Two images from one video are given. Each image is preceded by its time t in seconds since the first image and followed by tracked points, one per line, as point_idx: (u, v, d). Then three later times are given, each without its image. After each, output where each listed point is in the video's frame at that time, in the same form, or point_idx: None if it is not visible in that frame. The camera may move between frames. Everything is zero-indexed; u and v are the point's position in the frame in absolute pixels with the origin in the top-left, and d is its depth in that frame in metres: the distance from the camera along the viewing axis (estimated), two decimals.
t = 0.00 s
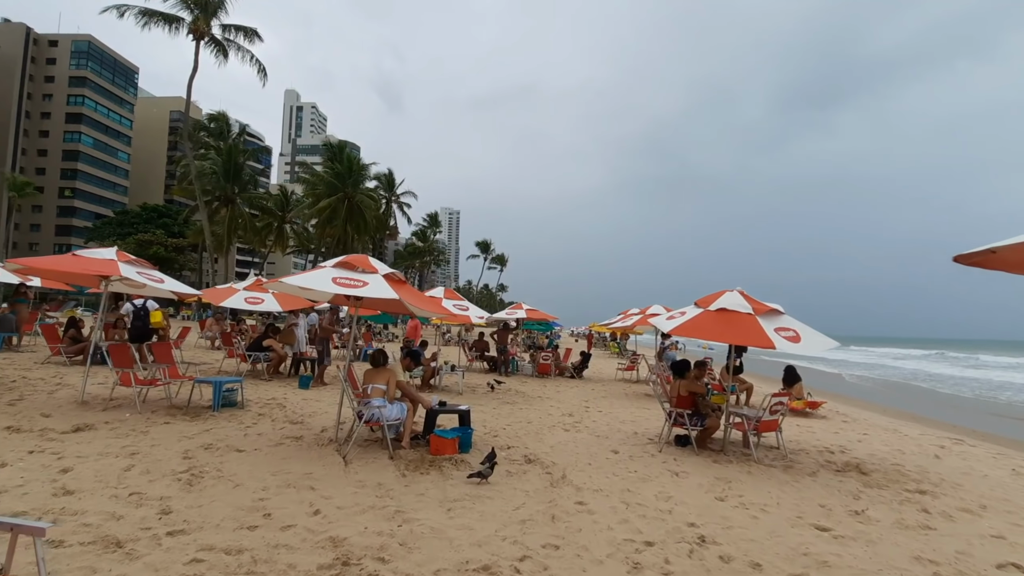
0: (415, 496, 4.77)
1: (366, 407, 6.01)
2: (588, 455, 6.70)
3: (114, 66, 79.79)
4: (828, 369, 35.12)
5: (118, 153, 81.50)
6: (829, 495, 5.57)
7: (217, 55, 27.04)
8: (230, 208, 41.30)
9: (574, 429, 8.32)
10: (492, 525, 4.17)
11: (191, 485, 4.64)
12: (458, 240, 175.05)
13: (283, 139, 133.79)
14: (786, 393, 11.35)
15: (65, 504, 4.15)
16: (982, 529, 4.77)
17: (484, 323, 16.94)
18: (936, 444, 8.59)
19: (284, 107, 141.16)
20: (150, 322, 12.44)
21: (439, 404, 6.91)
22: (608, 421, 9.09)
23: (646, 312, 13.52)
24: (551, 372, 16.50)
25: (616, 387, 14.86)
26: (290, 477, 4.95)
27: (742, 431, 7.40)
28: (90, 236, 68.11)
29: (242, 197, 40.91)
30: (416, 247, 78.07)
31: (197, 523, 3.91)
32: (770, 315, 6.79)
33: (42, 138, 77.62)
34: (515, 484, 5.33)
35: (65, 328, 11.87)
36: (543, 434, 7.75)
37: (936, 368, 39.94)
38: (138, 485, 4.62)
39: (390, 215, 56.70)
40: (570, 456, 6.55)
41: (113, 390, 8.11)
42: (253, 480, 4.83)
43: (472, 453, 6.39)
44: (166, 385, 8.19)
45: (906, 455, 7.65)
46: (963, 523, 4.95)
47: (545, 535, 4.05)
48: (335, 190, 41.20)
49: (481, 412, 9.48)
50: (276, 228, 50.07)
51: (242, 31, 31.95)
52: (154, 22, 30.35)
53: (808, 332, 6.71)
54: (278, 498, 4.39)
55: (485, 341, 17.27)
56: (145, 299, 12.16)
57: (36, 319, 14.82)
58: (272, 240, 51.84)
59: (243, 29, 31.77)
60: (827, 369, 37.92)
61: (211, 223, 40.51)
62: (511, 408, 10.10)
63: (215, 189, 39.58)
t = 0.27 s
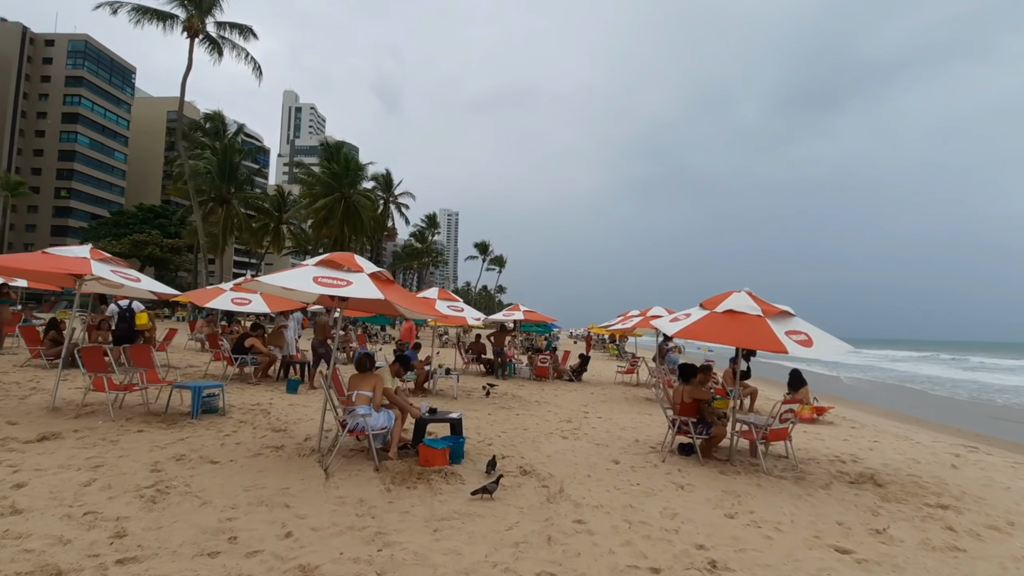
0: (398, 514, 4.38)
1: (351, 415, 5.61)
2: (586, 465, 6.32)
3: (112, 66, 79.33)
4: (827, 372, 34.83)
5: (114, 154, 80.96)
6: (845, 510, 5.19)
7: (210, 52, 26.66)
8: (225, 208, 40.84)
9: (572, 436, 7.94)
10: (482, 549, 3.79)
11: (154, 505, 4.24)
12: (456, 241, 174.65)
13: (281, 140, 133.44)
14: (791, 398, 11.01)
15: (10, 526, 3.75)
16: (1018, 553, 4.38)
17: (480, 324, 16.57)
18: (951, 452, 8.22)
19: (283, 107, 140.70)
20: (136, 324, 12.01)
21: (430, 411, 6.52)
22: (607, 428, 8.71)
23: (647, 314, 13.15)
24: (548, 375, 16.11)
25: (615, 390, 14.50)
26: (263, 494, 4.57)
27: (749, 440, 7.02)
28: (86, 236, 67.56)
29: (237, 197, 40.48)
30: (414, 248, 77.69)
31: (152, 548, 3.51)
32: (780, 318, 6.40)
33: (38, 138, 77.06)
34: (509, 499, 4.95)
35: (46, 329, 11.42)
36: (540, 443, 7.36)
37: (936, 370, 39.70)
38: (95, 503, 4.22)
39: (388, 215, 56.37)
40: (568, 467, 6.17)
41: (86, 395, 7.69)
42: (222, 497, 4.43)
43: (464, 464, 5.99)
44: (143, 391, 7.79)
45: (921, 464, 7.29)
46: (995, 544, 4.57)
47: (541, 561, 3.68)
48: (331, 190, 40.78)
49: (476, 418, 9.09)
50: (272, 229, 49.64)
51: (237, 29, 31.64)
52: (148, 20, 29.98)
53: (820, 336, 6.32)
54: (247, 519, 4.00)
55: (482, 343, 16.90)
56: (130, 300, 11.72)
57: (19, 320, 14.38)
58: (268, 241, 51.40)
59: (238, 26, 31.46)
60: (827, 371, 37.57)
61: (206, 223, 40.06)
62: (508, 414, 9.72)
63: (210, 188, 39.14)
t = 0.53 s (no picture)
0: (382, 531, 4.01)
1: (335, 422, 5.23)
2: (586, 474, 5.96)
3: (109, 66, 78.90)
4: (828, 374, 34.49)
5: (111, 154, 80.49)
6: (865, 525, 4.84)
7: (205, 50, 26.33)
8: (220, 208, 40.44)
9: (571, 442, 7.58)
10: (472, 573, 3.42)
11: (112, 522, 3.87)
12: (455, 243, 174.33)
13: (280, 141, 133.11)
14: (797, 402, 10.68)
15: None
16: None
17: (477, 325, 16.22)
18: (967, 459, 7.86)
19: (281, 108, 140.45)
20: (122, 325, 11.60)
21: (421, 417, 6.15)
22: (608, 433, 8.36)
23: (648, 315, 12.81)
24: (547, 377, 15.76)
25: (615, 393, 14.15)
26: (235, 508, 4.20)
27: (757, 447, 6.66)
28: (82, 237, 67.08)
29: (233, 197, 40.07)
30: (412, 249, 77.28)
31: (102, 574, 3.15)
32: (791, 318, 6.04)
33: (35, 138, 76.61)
34: (504, 512, 4.59)
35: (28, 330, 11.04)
36: (537, 450, 7.00)
37: (938, 372, 39.34)
38: (49, 520, 3.85)
39: (386, 216, 56.04)
40: (567, 476, 5.80)
41: (60, 399, 7.31)
42: (190, 512, 4.07)
43: (456, 473, 5.63)
44: (121, 395, 7.39)
45: (938, 472, 6.93)
46: None
47: None
48: (328, 190, 40.43)
49: (471, 423, 8.73)
50: (269, 229, 49.27)
51: (233, 27, 31.39)
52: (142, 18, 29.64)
53: (834, 338, 5.96)
54: (214, 539, 3.63)
55: (479, 345, 16.54)
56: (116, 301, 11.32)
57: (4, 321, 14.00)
58: (265, 242, 51.02)
59: (233, 24, 31.13)
60: (827, 373, 37.26)
61: (202, 224, 39.69)
62: (504, 418, 9.36)
63: (205, 188, 38.75)
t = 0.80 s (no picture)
0: (359, 556, 3.61)
1: (315, 431, 4.81)
2: (586, 487, 5.56)
3: (106, 66, 78.47)
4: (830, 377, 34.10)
5: (108, 155, 80.00)
6: (891, 545, 4.43)
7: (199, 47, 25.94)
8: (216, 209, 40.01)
9: (570, 451, 7.17)
10: None
11: (56, 547, 3.46)
12: (454, 245, 173.98)
13: (279, 142, 132.75)
14: (805, 408, 10.30)
15: None
16: None
17: (474, 327, 15.83)
18: (987, 469, 7.46)
19: (280, 110, 140.06)
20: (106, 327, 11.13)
21: (408, 426, 5.74)
22: (609, 441, 7.95)
23: (650, 316, 12.43)
24: (545, 380, 15.35)
25: (616, 397, 13.73)
26: (197, 530, 3.79)
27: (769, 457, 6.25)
28: (77, 238, 66.57)
29: (229, 197, 39.61)
30: (410, 251, 76.80)
31: None
32: (805, 320, 5.64)
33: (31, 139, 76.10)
34: (497, 533, 4.19)
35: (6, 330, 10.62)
36: (534, 459, 6.59)
37: (940, 375, 38.94)
38: None
39: (384, 217, 55.66)
40: (565, 489, 5.41)
41: (27, 406, 6.87)
42: (146, 536, 3.66)
43: (446, 486, 5.23)
44: (92, 401, 6.96)
45: (959, 483, 6.53)
46: None
47: None
48: (325, 190, 40.10)
49: (464, 429, 8.32)
50: (266, 230, 48.86)
51: (228, 25, 31.03)
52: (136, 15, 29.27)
53: (851, 341, 5.58)
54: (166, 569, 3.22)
55: (476, 347, 16.15)
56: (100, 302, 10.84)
57: None
58: (262, 243, 50.60)
59: (229, 22, 30.76)
60: (828, 375, 36.94)
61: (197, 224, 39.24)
62: (500, 424, 8.95)
63: (200, 188, 38.33)
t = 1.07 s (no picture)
0: None
1: (286, 442, 4.42)
2: (582, 501, 5.17)
3: (103, 66, 77.97)
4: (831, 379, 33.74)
5: (105, 155, 79.41)
6: (915, 567, 4.05)
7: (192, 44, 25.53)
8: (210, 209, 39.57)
9: (566, 460, 6.78)
10: None
11: None
12: (452, 246, 173.56)
13: (277, 143, 132.30)
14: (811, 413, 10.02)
15: None
16: None
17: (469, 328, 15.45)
18: (1005, 478, 7.09)
19: (278, 111, 139.57)
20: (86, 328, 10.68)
21: (391, 434, 5.36)
22: (608, 448, 7.55)
23: (650, 317, 12.05)
24: (542, 383, 14.95)
25: (615, 401, 13.34)
26: (146, 556, 3.41)
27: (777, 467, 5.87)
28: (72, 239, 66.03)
29: (223, 197, 39.15)
30: (408, 252, 76.35)
31: None
32: (817, 321, 5.27)
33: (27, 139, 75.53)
34: (484, 555, 3.79)
35: None
36: (527, 469, 6.20)
37: (941, 377, 38.58)
38: None
39: (381, 218, 55.25)
40: (559, 503, 5.02)
41: None
42: (88, 564, 3.28)
43: (431, 500, 4.84)
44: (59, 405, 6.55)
45: (979, 495, 6.16)
46: None
47: None
48: (321, 190, 39.73)
49: (456, 435, 7.93)
50: (262, 231, 48.41)
51: (223, 23, 30.63)
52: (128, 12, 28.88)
53: (866, 343, 5.20)
54: None
55: (472, 349, 15.76)
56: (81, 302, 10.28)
57: None
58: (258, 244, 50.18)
59: (223, 20, 30.39)
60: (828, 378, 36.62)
61: (192, 225, 38.80)
62: (493, 430, 8.58)
63: (195, 188, 37.89)
